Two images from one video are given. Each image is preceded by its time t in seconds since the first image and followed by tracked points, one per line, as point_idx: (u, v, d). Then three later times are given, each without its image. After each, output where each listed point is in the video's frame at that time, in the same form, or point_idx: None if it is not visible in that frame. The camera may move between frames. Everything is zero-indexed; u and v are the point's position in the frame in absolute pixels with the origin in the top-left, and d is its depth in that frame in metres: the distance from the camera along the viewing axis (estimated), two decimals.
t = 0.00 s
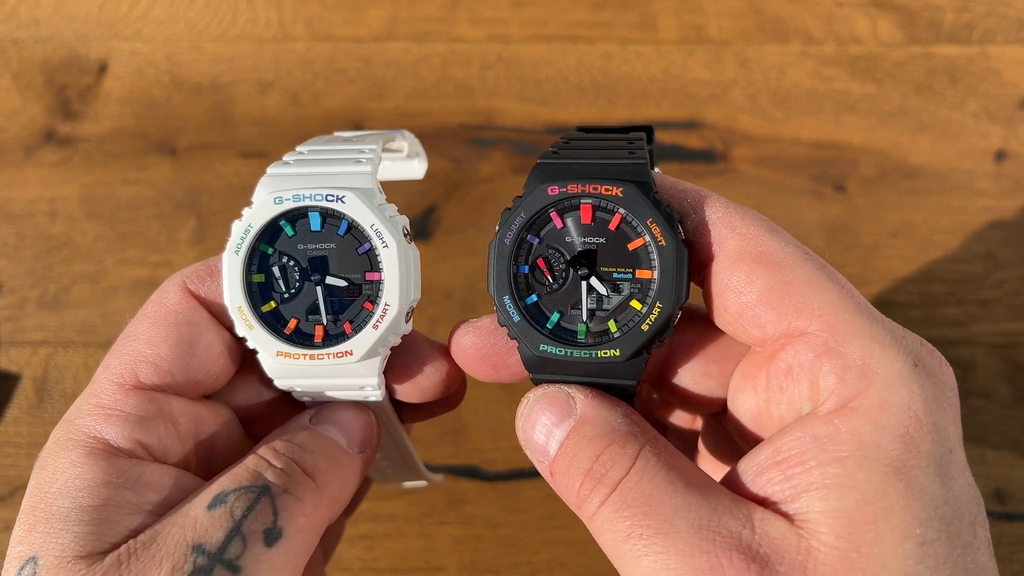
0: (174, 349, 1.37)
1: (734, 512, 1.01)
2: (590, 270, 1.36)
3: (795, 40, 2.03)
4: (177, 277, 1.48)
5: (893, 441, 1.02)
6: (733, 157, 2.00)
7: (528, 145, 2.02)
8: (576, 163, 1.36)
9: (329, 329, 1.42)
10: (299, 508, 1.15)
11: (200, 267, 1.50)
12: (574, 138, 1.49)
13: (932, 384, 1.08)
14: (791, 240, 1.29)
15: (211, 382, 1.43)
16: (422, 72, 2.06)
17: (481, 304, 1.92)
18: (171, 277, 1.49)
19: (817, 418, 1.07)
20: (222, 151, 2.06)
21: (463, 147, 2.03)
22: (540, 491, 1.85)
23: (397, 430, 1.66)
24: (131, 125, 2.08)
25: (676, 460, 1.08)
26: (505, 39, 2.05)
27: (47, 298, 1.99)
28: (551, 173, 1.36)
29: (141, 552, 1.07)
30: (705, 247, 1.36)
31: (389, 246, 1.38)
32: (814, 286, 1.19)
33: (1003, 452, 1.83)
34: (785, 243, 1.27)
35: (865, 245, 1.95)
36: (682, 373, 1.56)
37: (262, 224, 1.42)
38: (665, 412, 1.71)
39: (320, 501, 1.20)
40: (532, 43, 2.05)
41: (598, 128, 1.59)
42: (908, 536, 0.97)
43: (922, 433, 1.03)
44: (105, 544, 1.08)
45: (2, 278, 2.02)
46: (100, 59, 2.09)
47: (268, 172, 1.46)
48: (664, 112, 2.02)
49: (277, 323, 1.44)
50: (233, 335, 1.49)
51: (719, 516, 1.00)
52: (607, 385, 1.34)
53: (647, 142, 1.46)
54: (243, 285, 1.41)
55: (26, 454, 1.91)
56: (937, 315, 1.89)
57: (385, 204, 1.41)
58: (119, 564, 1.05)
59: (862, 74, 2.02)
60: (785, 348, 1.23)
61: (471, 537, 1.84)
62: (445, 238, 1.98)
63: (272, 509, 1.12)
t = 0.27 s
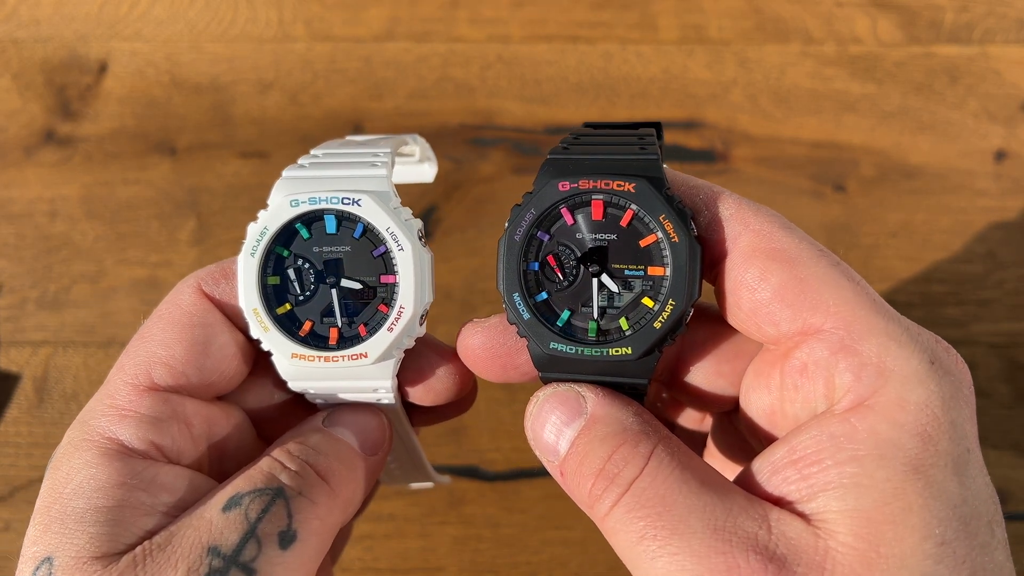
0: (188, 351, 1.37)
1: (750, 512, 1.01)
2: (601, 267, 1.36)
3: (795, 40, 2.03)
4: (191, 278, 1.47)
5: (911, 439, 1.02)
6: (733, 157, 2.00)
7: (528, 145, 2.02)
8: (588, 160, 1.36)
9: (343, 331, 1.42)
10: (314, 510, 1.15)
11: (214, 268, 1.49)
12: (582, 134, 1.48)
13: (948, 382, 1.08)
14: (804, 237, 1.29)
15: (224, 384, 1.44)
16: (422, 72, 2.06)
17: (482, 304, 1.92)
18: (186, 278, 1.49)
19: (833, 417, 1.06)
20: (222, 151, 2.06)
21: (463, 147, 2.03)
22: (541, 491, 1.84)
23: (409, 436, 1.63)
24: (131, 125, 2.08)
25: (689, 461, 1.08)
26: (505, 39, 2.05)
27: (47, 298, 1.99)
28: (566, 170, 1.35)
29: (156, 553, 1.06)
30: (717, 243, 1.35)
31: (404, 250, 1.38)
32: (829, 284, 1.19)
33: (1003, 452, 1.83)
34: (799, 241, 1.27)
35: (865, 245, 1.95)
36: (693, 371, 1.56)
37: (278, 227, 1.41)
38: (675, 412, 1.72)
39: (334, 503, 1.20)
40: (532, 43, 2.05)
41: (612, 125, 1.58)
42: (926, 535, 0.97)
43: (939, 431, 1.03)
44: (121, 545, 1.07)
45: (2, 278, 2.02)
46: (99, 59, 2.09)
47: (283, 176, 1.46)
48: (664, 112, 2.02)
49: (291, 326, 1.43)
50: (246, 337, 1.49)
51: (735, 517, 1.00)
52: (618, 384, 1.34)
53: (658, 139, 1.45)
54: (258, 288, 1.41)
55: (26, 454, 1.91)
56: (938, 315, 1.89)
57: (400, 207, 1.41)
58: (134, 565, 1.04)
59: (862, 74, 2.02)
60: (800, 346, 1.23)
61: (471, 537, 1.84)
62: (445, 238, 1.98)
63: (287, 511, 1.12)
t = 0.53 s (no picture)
0: (193, 353, 1.37)
1: (756, 516, 1.01)
2: (604, 272, 1.36)
3: (795, 40, 2.03)
4: (196, 281, 1.47)
5: (915, 442, 1.02)
6: (733, 157, 2.00)
7: (528, 145, 2.02)
8: (592, 164, 1.36)
9: (348, 335, 1.42)
10: (317, 514, 1.15)
11: (220, 271, 1.49)
12: (585, 140, 1.49)
13: (952, 385, 1.08)
14: (807, 242, 1.30)
15: (228, 387, 1.43)
16: (422, 72, 2.06)
17: (482, 304, 1.92)
18: (190, 281, 1.49)
19: (838, 420, 1.06)
20: (222, 151, 2.06)
21: (463, 147, 2.03)
22: (541, 491, 1.84)
23: (411, 437, 1.63)
24: (131, 125, 2.08)
25: (694, 464, 1.08)
26: (505, 39, 2.05)
27: (47, 298, 1.99)
28: (570, 174, 1.36)
29: (159, 556, 1.06)
30: (720, 248, 1.36)
31: (409, 253, 1.38)
32: (833, 287, 1.20)
33: (1002, 452, 1.84)
34: (802, 245, 1.28)
35: (864, 245, 1.95)
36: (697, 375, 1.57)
37: (284, 230, 1.41)
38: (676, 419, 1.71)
39: (337, 507, 1.19)
40: (532, 43, 2.05)
41: (615, 129, 1.59)
42: (933, 538, 0.97)
43: (943, 434, 1.03)
44: (125, 548, 1.07)
45: (2, 278, 2.02)
46: (100, 59, 2.09)
47: (290, 178, 1.46)
48: (664, 112, 2.02)
49: (296, 329, 1.43)
50: (251, 339, 1.49)
51: (741, 520, 1.00)
52: (622, 389, 1.33)
53: (659, 143, 1.47)
54: (264, 290, 1.41)
55: (25, 454, 1.90)
56: (938, 315, 1.89)
57: (406, 211, 1.42)
58: (137, 568, 1.04)
59: (862, 74, 2.02)
60: (804, 350, 1.23)
61: (471, 537, 1.84)
62: (445, 238, 1.98)
63: (290, 514, 1.12)
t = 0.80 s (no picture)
0: (195, 352, 1.37)
1: (768, 512, 1.01)
2: (612, 266, 1.36)
3: (795, 40, 2.03)
4: (198, 280, 1.47)
5: (929, 438, 1.02)
6: (733, 156, 2.00)
7: (528, 145, 2.02)
8: (599, 159, 1.36)
9: (351, 332, 1.42)
10: (319, 512, 1.15)
11: (222, 270, 1.49)
12: (591, 136, 1.49)
13: (966, 380, 1.08)
14: (816, 238, 1.30)
15: (230, 385, 1.43)
16: (422, 72, 2.06)
17: (481, 304, 1.92)
18: (192, 280, 1.49)
19: (850, 417, 1.06)
20: (222, 151, 2.06)
21: (463, 147, 2.03)
22: (541, 491, 1.84)
23: (412, 434, 1.64)
24: (131, 125, 2.08)
25: (705, 460, 1.08)
26: (505, 39, 2.05)
27: (47, 298, 1.99)
28: (576, 168, 1.36)
29: (162, 555, 1.06)
30: (728, 247, 1.36)
31: (412, 250, 1.38)
32: (843, 284, 1.19)
33: (1003, 452, 1.83)
34: (811, 243, 1.28)
35: (864, 245, 1.95)
36: (705, 371, 1.57)
37: (287, 227, 1.42)
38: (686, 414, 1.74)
39: (340, 505, 1.19)
40: (532, 43, 2.05)
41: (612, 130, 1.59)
42: (946, 534, 0.97)
43: (957, 430, 1.03)
44: (127, 547, 1.07)
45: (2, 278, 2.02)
46: (100, 59, 2.09)
47: (291, 176, 1.47)
48: (664, 112, 2.02)
49: (299, 326, 1.43)
50: (253, 338, 1.49)
51: (753, 517, 1.00)
52: (630, 384, 1.33)
53: (666, 137, 1.47)
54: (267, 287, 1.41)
55: (25, 454, 1.90)
56: (938, 315, 1.89)
57: (408, 208, 1.42)
58: (139, 567, 1.04)
59: (862, 74, 2.02)
60: (815, 347, 1.23)
61: (472, 537, 1.84)
62: (445, 238, 1.98)
63: (293, 513, 1.12)
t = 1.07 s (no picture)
0: (209, 348, 1.37)
1: (757, 525, 1.01)
2: (606, 277, 1.36)
3: (795, 40, 2.03)
4: (212, 278, 1.47)
5: (921, 452, 1.02)
6: (733, 156, 2.00)
7: (528, 145, 2.02)
8: (592, 172, 1.36)
9: (360, 335, 1.42)
10: (332, 507, 1.15)
11: (236, 269, 1.49)
12: (591, 145, 1.50)
13: (963, 392, 1.07)
14: (811, 247, 1.29)
15: (243, 382, 1.43)
16: (422, 72, 2.06)
17: (482, 304, 1.92)
18: (206, 277, 1.49)
19: (842, 429, 1.06)
20: (222, 151, 2.06)
21: (463, 147, 2.03)
22: (541, 491, 1.84)
23: (422, 434, 1.62)
24: (131, 125, 2.08)
25: (701, 470, 1.08)
26: (505, 39, 2.05)
27: (47, 298, 1.99)
28: (566, 181, 1.36)
29: (178, 547, 1.06)
30: (722, 256, 1.35)
31: (422, 255, 1.37)
32: (837, 294, 1.18)
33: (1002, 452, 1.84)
34: (807, 252, 1.27)
35: (864, 245, 1.95)
36: (704, 378, 1.59)
37: (298, 231, 1.42)
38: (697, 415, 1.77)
39: (352, 501, 1.19)
40: (532, 43, 2.05)
41: (621, 134, 1.59)
42: (934, 550, 0.98)
43: (951, 443, 1.03)
44: (143, 540, 1.07)
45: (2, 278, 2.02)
46: (100, 59, 2.09)
47: (304, 179, 1.47)
48: (664, 112, 2.02)
49: (309, 328, 1.43)
50: (265, 337, 1.49)
51: (742, 529, 1.00)
52: (630, 393, 1.34)
53: (664, 146, 1.46)
54: (278, 289, 1.41)
55: (25, 454, 1.91)
56: (938, 315, 1.89)
57: (418, 213, 1.41)
58: (155, 559, 1.04)
59: (862, 74, 2.02)
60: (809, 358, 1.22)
61: (472, 537, 1.84)
62: (445, 238, 1.98)
63: (306, 507, 1.12)
